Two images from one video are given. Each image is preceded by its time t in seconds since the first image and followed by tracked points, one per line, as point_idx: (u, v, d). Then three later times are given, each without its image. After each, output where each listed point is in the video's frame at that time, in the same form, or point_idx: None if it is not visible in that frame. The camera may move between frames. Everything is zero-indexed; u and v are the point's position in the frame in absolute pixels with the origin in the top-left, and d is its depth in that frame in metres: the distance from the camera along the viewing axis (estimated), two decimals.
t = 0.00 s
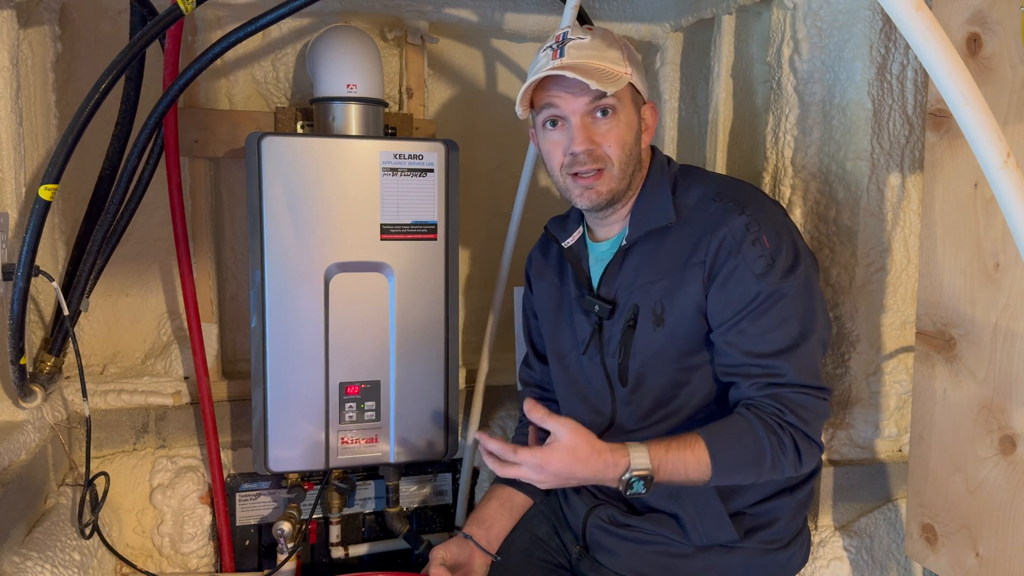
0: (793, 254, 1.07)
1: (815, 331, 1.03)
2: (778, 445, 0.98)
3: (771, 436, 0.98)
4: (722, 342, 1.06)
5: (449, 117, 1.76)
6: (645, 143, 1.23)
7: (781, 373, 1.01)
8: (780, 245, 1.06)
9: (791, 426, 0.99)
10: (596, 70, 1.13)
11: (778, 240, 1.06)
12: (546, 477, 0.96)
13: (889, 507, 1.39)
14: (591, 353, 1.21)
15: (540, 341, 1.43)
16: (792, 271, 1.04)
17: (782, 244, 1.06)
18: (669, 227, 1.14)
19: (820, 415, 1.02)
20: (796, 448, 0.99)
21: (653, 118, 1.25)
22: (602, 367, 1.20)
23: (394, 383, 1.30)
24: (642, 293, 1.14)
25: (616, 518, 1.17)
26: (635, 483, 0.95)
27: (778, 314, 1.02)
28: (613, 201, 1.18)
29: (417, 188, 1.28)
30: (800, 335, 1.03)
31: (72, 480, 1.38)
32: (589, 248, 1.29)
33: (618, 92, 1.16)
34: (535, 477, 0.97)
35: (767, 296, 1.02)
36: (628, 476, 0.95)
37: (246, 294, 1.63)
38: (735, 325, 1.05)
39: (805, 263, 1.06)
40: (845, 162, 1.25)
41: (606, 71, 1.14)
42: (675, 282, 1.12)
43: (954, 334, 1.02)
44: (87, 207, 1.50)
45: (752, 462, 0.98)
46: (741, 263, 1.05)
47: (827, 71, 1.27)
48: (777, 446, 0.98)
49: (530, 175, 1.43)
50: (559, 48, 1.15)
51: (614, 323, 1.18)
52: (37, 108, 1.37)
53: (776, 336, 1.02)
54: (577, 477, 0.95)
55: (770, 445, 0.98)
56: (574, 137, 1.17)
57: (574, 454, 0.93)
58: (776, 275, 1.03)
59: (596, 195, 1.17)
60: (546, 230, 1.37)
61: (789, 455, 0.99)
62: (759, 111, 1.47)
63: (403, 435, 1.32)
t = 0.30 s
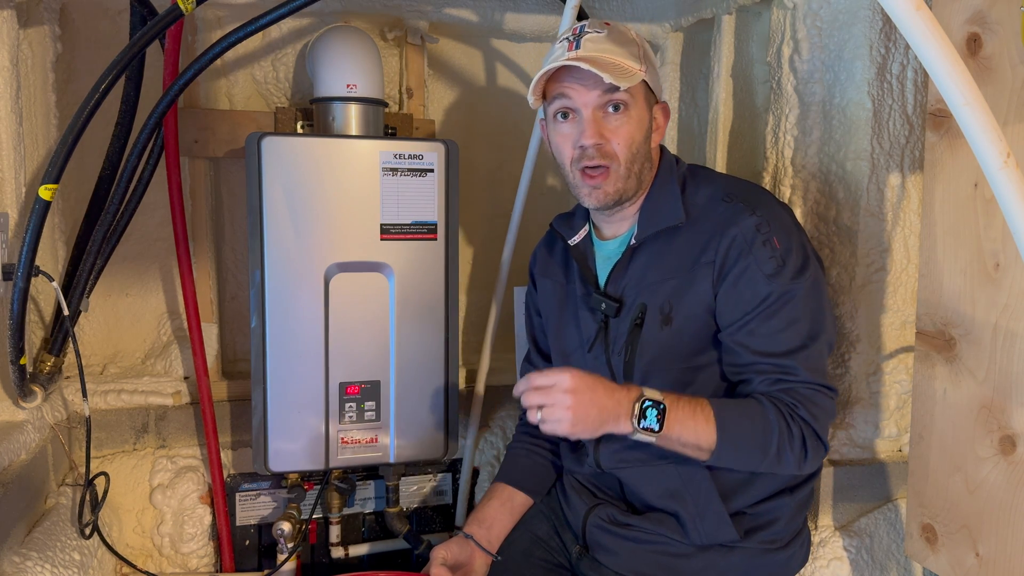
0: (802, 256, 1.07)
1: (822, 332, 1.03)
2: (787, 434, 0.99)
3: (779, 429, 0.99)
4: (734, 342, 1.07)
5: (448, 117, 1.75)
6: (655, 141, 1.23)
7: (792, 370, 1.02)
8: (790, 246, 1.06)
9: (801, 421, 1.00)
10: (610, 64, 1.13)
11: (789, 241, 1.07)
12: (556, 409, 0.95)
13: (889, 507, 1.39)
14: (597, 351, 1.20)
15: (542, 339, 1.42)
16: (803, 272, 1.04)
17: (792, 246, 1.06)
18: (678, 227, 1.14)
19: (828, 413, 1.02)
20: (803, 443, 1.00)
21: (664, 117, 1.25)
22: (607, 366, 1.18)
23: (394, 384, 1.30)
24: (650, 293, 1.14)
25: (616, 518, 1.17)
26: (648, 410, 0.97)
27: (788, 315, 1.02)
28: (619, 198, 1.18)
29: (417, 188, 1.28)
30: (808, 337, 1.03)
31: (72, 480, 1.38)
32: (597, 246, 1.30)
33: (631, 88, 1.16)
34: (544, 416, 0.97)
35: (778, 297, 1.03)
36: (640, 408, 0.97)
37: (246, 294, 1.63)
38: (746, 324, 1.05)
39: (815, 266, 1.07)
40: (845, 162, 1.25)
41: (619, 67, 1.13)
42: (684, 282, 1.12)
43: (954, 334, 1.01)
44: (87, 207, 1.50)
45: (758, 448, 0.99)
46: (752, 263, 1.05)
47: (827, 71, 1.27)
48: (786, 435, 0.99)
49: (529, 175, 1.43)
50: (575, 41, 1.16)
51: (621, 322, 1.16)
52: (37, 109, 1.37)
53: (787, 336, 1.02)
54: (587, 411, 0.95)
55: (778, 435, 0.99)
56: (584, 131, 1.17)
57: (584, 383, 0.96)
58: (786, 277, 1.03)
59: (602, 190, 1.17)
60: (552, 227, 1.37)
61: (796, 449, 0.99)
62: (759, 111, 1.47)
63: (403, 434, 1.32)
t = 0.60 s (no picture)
0: (805, 257, 1.07)
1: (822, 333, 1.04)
2: (782, 429, 0.99)
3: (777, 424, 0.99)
4: (736, 342, 1.07)
5: (448, 117, 1.75)
6: (654, 143, 1.23)
7: (792, 370, 1.02)
8: (792, 247, 1.06)
9: (799, 419, 1.00)
10: (604, 67, 1.13)
11: (792, 242, 1.07)
12: (565, 357, 0.91)
13: (889, 507, 1.39)
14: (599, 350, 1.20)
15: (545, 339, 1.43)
16: (805, 274, 1.04)
17: (795, 247, 1.06)
18: (681, 227, 1.14)
19: (826, 414, 1.02)
20: (798, 441, 1.00)
21: (664, 118, 1.24)
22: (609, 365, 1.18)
23: (394, 384, 1.30)
24: (652, 293, 1.13)
25: (616, 518, 1.17)
26: (648, 381, 0.95)
27: (789, 315, 1.02)
28: (612, 199, 1.18)
29: (417, 187, 1.28)
30: (809, 338, 1.03)
31: (72, 480, 1.38)
32: (600, 245, 1.29)
33: (627, 90, 1.15)
34: (549, 362, 0.93)
35: (779, 298, 1.03)
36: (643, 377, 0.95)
37: (246, 294, 1.63)
38: (748, 324, 1.05)
39: (816, 268, 1.07)
40: (845, 162, 1.25)
41: (613, 69, 1.13)
42: (687, 282, 1.12)
43: (954, 334, 1.01)
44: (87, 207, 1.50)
45: (753, 440, 0.99)
46: (754, 263, 1.05)
47: (827, 71, 1.27)
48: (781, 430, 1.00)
49: (530, 174, 1.43)
50: (573, 42, 1.17)
51: (622, 321, 1.16)
52: (37, 109, 1.37)
53: (787, 337, 1.02)
54: (594, 366, 0.92)
55: (773, 429, 0.99)
56: (577, 133, 1.17)
57: (597, 338, 0.93)
58: (788, 278, 1.03)
59: (595, 192, 1.17)
60: (556, 226, 1.37)
61: (790, 446, 1.00)
62: (759, 111, 1.47)
63: (403, 434, 1.32)
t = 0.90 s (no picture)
0: (805, 257, 1.07)
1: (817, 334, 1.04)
2: (768, 425, 0.99)
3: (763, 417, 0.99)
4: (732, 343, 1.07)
5: (448, 117, 1.75)
6: (658, 143, 1.22)
7: (784, 369, 1.02)
8: (791, 248, 1.06)
9: (786, 416, 1.00)
10: (610, 66, 1.13)
11: (790, 242, 1.07)
12: (583, 296, 0.95)
13: (889, 507, 1.39)
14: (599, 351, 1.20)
15: (546, 338, 1.43)
16: (802, 274, 1.05)
17: (794, 247, 1.06)
18: (681, 227, 1.14)
19: (816, 417, 1.02)
20: (782, 439, 1.00)
21: (668, 118, 1.24)
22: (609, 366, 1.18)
23: (393, 384, 1.30)
24: (653, 293, 1.13)
25: (616, 518, 1.17)
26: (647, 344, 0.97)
27: (785, 314, 1.02)
28: (616, 198, 1.18)
29: (417, 187, 1.28)
30: (803, 337, 1.04)
31: (72, 480, 1.38)
32: (600, 245, 1.29)
33: (632, 90, 1.15)
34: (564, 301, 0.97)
35: (776, 298, 1.03)
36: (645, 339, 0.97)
37: (246, 294, 1.63)
38: (745, 325, 1.05)
39: (815, 270, 1.07)
40: (845, 162, 1.25)
41: (619, 69, 1.13)
42: (686, 282, 1.12)
43: (954, 334, 1.02)
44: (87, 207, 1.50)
45: (738, 431, 0.99)
46: (752, 261, 1.05)
47: (827, 71, 1.27)
48: (768, 427, 0.99)
49: (530, 174, 1.43)
50: (578, 41, 1.16)
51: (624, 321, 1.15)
52: (37, 108, 1.37)
53: (782, 336, 1.02)
54: (605, 314, 0.95)
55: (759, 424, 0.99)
56: (582, 132, 1.17)
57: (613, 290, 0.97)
58: (786, 278, 1.03)
59: (599, 191, 1.17)
60: (556, 226, 1.37)
61: (773, 443, 1.00)
62: (759, 111, 1.47)
63: (403, 434, 1.32)
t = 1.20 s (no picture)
0: (803, 259, 1.07)
1: (816, 336, 1.04)
2: (757, 439, 1.01)
3: (752, 433, 1.01)
4: (728, 347, 1.07)
5: (448, 117, 1.76)
6: (658, 144, 1.22)
7: (770, 374, 1.02)
8: (789, 253, 1.06)
9: (774, 427, 1.01)
10: (612, 64, 1.13)
11: (788, 247, 1.07)
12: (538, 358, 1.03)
13: (889, 507, 1.39)
14: (598, 354, 1.20)
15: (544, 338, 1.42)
16: (800, 279, 1.05)
17: (792, 252, 1.06)
18: (680, 229, 1.14)
19: (808, 424, 1.03)
20: (774, 449, 1.01)
21: (670, 120, 1.24)
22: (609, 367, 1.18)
23: (394, 384, 1.30)
24: (652, 296, 1.14)
25: (617, 518, 1.17)
26: (621, 387, 1.02)
27: (780, 320, 1.03)
28: (612, 197, 1.18)
29: (417, 188, 1.28)
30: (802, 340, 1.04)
31: (72, 480, 1.38)
32: (599, 247, 1.29)
33: (634, 90, 1.15)
34: (529, 365, 1.05)
35: (772, 303, 1.03)
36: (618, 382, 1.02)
37: (246, 294, 1.63)
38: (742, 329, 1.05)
39: (813, 272, 1.07)
40: (845, 162, 1.25)
41: (621, 67, 1.13)
42: (684, 286, 1.12)
43: (954, 334, 1.02)
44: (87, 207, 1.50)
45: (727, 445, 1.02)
46: (750, 266, 1.05)
47: (827, 71, 1.26)
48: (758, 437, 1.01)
49: (530, 174, 1.43)
50: (581, 39, 1.17)
51: (622, 324, 1.17)
52: (37, 108, 1.37)
53: (777, 342, 1.02)
54: (567, 370, 1.02)
55: (749, 437, 1.01)
56: (582, 129, 1.17)
57: (570, 344, 1.03)
58: (783, 283, 1.03)
59: (595, 188, 1.17)
60: (555, 226, 1.37)
61: (766, 454, 1.01)
62: (759, 111, 1.47)
63: (403, 434, 1.32)
